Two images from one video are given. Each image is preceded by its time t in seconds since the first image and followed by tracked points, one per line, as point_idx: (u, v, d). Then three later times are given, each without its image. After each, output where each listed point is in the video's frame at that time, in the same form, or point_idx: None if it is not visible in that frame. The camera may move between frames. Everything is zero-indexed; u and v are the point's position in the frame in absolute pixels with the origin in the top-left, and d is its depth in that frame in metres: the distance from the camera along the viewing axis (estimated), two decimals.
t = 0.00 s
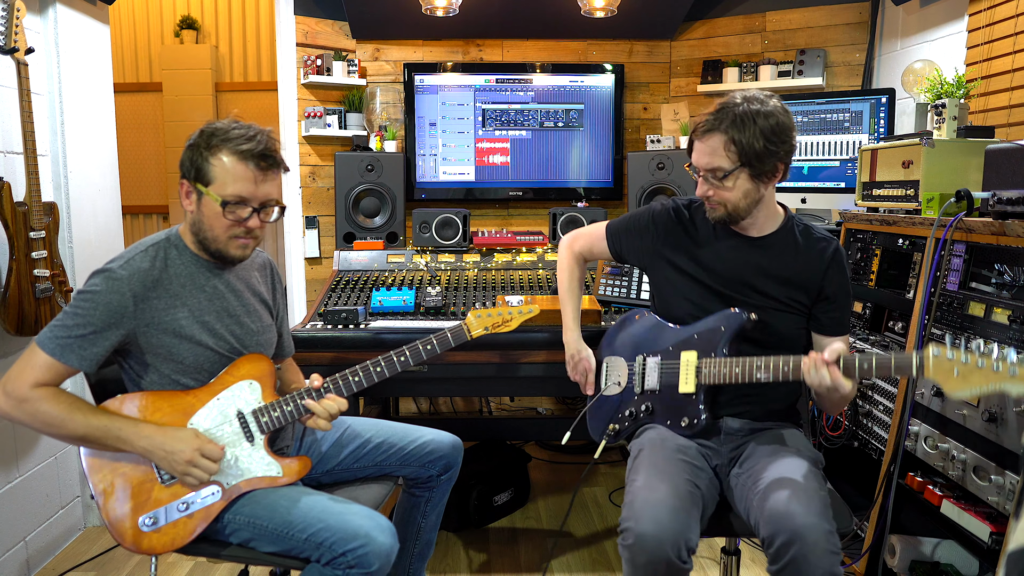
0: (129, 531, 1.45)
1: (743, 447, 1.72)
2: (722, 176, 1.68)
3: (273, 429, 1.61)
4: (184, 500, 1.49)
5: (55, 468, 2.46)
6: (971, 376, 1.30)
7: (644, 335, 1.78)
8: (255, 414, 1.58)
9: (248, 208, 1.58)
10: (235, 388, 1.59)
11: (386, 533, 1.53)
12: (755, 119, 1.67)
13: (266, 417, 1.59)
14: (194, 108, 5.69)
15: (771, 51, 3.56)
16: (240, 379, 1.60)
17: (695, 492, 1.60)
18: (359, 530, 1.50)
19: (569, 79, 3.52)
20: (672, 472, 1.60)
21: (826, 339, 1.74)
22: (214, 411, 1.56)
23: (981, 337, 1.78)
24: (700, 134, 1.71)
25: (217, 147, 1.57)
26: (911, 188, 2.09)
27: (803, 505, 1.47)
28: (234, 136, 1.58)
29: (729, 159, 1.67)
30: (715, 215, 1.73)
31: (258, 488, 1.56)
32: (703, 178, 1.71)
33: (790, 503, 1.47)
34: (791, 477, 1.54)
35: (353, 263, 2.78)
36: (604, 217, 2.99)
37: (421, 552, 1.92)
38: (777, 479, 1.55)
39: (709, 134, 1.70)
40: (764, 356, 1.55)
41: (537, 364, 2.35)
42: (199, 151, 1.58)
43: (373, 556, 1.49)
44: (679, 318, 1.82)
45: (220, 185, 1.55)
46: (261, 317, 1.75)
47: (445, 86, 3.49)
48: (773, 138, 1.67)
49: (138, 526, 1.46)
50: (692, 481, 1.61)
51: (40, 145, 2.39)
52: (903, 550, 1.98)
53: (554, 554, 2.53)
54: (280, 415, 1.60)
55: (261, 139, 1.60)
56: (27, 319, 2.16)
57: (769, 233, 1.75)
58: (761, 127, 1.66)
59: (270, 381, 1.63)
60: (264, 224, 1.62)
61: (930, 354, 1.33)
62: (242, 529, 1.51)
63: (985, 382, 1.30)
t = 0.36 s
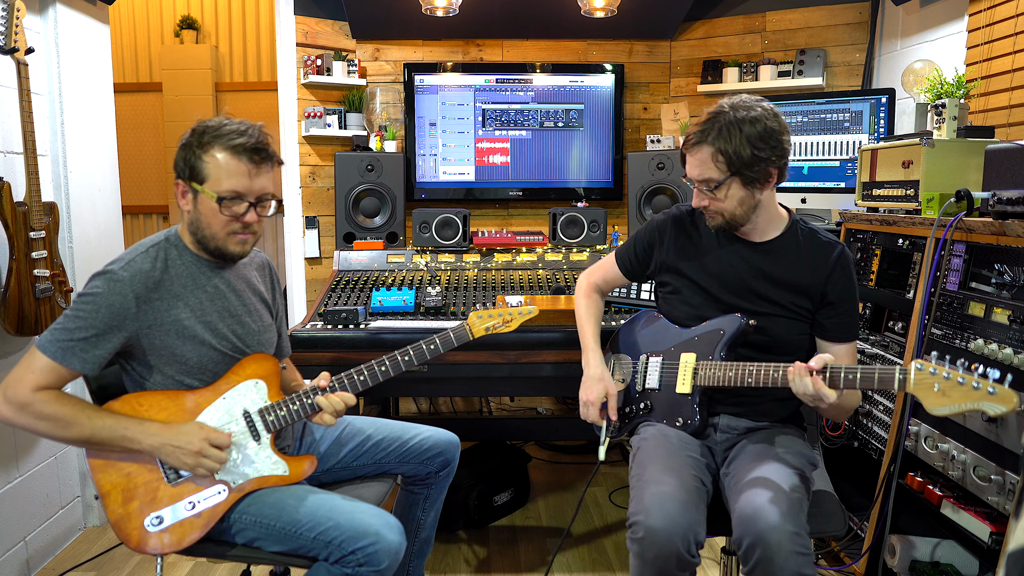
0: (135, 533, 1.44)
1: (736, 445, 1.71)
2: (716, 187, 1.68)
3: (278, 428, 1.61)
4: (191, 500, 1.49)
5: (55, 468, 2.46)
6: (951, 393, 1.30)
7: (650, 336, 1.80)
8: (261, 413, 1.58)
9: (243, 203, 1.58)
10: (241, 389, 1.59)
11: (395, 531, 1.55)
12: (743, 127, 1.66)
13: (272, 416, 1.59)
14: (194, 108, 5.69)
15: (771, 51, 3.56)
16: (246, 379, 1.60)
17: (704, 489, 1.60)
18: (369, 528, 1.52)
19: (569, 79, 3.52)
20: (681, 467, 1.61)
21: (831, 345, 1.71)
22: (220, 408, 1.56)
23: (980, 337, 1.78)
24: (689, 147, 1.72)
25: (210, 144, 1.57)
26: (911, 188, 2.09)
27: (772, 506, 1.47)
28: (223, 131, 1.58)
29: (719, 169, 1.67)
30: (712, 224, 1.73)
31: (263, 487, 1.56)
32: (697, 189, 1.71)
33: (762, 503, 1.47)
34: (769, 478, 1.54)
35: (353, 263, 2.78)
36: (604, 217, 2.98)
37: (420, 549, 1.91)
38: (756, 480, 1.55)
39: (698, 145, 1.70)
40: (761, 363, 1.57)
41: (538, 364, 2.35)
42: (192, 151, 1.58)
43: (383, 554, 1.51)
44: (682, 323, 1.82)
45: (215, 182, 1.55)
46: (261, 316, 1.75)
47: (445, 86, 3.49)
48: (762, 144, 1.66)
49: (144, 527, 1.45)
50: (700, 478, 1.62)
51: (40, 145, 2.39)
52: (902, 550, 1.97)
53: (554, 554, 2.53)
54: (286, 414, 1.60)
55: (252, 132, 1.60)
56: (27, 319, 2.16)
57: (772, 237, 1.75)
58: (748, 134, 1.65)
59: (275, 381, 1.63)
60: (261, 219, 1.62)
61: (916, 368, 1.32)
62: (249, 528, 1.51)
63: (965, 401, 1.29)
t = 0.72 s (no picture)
0: (140, 537, 1.44)
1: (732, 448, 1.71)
2: (730, 181, 1.67)
3: (277, 425, 1.61)
4: (195, 501, 1.49)
5: (55, 468, 2.46)
6: (927, 405, 1.29)
7: (645, 338, 1.81)
8: (261, 410, 1.58)
9: (246, 202, 1.58)
10: (238, 388, 1.59)
11: (397, 531, 1.55)
12: (758, 122, 1.68)
13: (271, 413, 1.59)
14: (194, 108, 5.70)
15: (771, 51, 3.56)
16: (242, 379, 1.60)
17: (677, 486, 1.61)
18: (372, 527, 1.52)
19: (569, 79, 3.52)
20: (651, 465, 1.63)
21: (834, 347, 1.70)
22: (219, 408, 1.56)
23: (981, 337, 1.78)
24: (701, 141, 1.70)
25: (211, 144, 1.57)
26: (911, 188, 2.09)
27: (774, 509, 1.46)
28: (226, 131, 1.58)
29: (737, 163, 1.66)
30: (724, 221, 1.70)
31: (266, 485, 1.56)
32: (708, 184, 1.70)
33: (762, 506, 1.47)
34: (768, 481, 1.53)
35: (353, 263, 2.78)
36: (604, 217, 2.98)
37: (420, 549, 1.91)
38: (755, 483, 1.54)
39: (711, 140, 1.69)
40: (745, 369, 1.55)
41: (538, 364, 2.35)
42: (190, 151, 1.58)
43: (385, 553, 1.51)
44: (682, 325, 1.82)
45: (218, 181, 1.55)
46: (260, 316, 1.76)
47: (445, 86, 3.49)
48: (776, 141, 1.68)
49: (149, 531, 1.45)
50: (671, 474, 1.63)
51: (40, 145, 2.39)
52: (902, 550, 1.97)
53: (554, 553, 2.53)
54: (285, 410, 1.60)
55: (253, 132, 1.61)
56: (27, 319, 2.16)
57: (769, 241, 1.75)
58: (764, 130, 1.67)
59: (272, 378, 1.64)
60: (263, 218, 1.62)
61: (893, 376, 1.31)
62: (252, 528, 1.51)
63: (940, 413, 1.27)
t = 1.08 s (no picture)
0: (138, 535, 1.44)
1: (731, 452, 1.69)
2: (742, 169, 1.67)
3: (279, 427, 1.61)
4: (195, 501, 1.49)
5: (55, 468, 2.46)
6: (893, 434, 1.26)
7: (643, 343, 1.84)
8: (261, 413, 1.58)
9: (248, 204, 1.58)
10: (239, 389, 1.59)
11: (398, 531, 1.55)
12: (758, 113, 1.71)
13: (272, 415, 1.59)
14: (194, 108, 5.70)
15: (771, 51, 3.56)
16: (241, 382, 1.60)
17: (630, 477, 1.65)
18: (372, 527, 1.52)
19: (569, 79, 3.52)
20: (605, 458, 1.69)
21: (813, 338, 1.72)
22: (221, 410, 1.56)
23: (980, 337, 1.78)
24: (707, 131, 1.68)
25: (213, 145, 1.57)
26: (911, 188, 2.09)
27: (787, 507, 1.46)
28: (227, 132, 1.58)
29: (749, 150, 1.67)
30: (733, 212, 1.68)
31: (265, 486, 1.57)
32: (719, 174, 1.68)
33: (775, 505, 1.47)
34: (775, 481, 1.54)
35: (353, 263, 2.78)
36: (604, 217, 2.98)
37: (420, 549, 1.91)
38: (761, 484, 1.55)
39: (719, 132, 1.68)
40: (729, 384, 1.56)
41: (538, 364, 2.35)
42: (190, 151, 1.58)
43: (386, 553, 1.51)
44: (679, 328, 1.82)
45: (219, 182, 1.55)
46: (260, 316, 1.76)
47: (445, 86, 3.49)
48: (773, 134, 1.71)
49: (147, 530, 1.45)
50: (626, 466, 1.67)
51: (40, 145, 2.39)
52: (902, 549, 1.97)
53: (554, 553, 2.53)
54: (287, 412, 1.60)
55: (255, 133, 1.61)
56: (27, 319, 2.16)
57: (759, 234, 1.77)
58: (767, 124, 1.70)
59: (275, 381, 1.64)
60: (264, 219, 1.63)
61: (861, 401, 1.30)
62: (253, 528, 1.51)
63: (904, 443, 1.25)
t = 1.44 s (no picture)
0: (139, 537, 1.43)
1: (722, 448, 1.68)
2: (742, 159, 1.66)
3: (279, 427, 1.61)
4: (195, 502, 1.49)
5: (55, 468, 2.46)
6: (897, 444, 1.30)
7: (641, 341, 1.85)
8: (261, 413, 1.58)
9: (250, 203, 1.58)
10: (239, 389, 1.59)
11: (398, 531, 1.55)
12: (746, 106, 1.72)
13: (272, 415, 1.59)
14: (194, 108, 5.70)
15: (771, 51, 3.56)
16: (241, 382, 1.60)
17: (623, 479, 1.65)
18: (373, 527, 1.52)
19: (569, 79, 3.52)
20: (598, 458, 1.69)
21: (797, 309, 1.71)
22: (221, 410, 1.56)
23: (980, 337, 1.78)
24: (704, 128, 1.66)
25: (215, 145, 1.56)
26: (911, 188, 2.09)
27: (741, 487, 1.48)
28: (230, 132, 1.58)
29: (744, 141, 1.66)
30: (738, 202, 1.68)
31: (265, 486, 1.57)
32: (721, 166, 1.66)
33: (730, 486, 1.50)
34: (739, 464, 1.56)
35: (353, 263, 2.78)
36: (604, 217, 2.98)
37: (420, 549, 1.91)
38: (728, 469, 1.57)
39: (714, 128, 1.67)
40: (731, 388, 1.56)
41: (538, 364, 2.35)
42: (189, 151, 1.58)
43: (386, 553, 1.51)
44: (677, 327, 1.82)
45: (222, 181, 1.55)
46: (260, 317, 1.76)
47: (445, 86, 3.49)
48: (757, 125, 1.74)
49: (147, 531, 1.45)
50: (619, 466, 1.67)
51: (40, 145, 2.39)
52: (903, 550, 1.96)
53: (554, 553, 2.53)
54: (287, 413, 1.60)
55: (258, 134, 1.61)
56: (27, 319, 2.16)
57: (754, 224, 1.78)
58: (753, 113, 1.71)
59: (274, 381, 1.64)
60: (265, 219, 1.62)
61: (865, 411, 1.33)
62: (253, 528, 1.51)
63: (909, 454, 1.29)
